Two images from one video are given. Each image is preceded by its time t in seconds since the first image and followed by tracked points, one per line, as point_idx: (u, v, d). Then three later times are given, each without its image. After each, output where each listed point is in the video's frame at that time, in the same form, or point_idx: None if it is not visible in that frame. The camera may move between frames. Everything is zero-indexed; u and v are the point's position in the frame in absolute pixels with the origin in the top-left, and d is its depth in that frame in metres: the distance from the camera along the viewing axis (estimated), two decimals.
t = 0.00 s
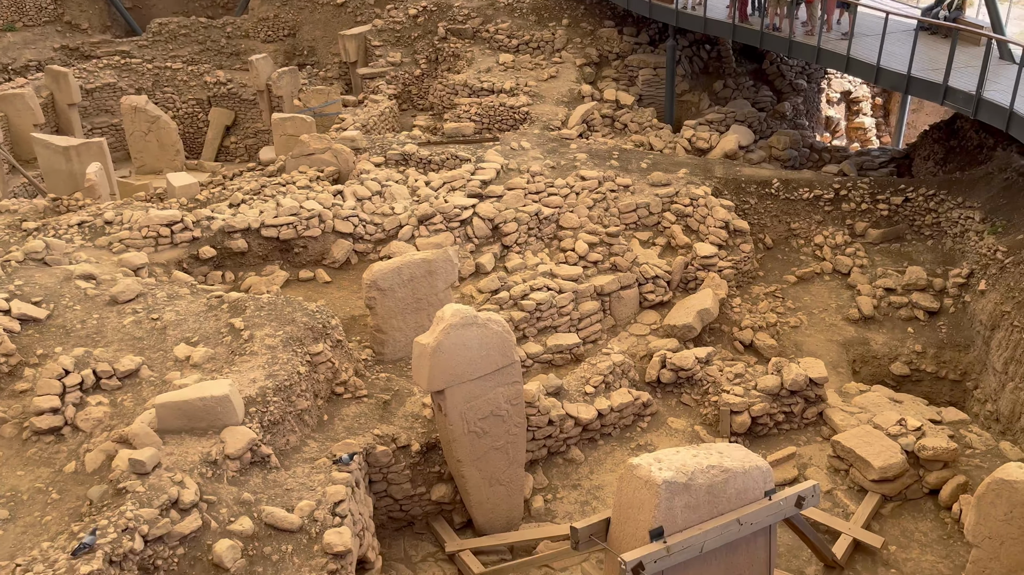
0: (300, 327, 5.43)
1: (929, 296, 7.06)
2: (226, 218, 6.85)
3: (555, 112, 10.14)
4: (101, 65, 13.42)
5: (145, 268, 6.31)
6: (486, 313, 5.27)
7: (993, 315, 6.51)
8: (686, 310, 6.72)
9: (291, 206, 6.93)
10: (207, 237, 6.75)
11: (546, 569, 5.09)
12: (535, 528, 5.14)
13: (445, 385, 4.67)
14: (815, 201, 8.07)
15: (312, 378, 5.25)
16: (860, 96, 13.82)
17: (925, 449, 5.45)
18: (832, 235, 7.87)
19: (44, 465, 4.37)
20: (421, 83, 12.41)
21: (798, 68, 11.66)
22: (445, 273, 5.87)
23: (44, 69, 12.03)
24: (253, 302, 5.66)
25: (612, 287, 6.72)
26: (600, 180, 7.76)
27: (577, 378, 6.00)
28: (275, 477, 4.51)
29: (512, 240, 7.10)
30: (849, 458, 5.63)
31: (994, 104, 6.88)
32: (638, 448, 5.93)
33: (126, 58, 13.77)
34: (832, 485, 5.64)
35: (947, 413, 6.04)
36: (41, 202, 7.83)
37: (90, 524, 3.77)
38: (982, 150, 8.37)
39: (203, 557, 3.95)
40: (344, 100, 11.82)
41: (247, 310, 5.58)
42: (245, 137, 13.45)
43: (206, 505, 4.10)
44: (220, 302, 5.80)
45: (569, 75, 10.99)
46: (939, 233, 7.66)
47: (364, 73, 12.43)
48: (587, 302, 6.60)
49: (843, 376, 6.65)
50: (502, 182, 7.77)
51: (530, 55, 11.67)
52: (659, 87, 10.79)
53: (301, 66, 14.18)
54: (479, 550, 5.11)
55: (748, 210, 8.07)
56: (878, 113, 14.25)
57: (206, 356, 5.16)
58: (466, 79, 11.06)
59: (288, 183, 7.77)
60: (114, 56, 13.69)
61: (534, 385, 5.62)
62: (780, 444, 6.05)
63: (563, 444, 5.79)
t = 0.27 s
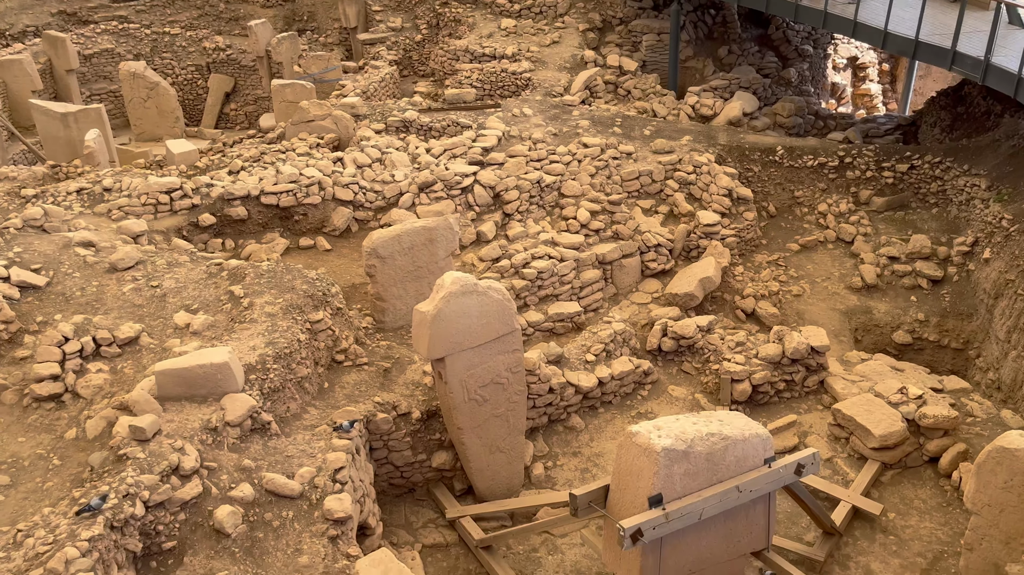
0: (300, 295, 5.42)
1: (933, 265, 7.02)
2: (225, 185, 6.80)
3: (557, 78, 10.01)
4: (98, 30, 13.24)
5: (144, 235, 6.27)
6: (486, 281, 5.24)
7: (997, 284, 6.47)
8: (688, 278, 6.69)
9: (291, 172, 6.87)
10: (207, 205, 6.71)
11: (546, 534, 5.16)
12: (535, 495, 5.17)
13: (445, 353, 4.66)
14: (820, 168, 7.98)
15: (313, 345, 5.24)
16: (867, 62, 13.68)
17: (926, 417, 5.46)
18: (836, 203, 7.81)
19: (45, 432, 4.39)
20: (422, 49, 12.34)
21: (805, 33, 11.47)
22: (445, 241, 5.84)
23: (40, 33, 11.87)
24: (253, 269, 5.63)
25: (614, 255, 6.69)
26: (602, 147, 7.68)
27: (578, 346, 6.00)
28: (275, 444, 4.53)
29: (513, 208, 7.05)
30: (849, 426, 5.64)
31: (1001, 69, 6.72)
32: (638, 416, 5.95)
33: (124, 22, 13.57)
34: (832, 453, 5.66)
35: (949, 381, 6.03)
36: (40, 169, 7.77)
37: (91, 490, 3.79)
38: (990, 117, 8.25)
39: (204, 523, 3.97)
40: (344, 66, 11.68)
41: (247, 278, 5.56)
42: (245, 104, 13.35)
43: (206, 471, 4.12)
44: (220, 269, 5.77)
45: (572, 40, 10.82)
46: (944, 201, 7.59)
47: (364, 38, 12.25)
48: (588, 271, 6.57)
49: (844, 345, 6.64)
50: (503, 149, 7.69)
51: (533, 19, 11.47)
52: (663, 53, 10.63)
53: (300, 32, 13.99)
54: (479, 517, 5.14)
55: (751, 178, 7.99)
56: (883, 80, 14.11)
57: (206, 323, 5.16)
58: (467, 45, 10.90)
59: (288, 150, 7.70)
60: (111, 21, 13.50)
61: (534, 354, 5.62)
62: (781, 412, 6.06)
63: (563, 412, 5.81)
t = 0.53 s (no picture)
0: (310, 269, 5.42)
1: (948, 241, 6.94)
2: (235, 158, 6.78)
3: (569, 51, 9.89)
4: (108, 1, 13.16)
5: (155, 208, 6.28)
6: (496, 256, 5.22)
7: (1013, 261, 6.39)
8: (699, 254, 6.65)
9: (301, 146, 6.85)
10: (217, 178, 6.70)
11: (554, 508, 5.20)
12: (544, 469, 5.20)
13: (454, 328, 4.66)
14: (835, 143, 7.88)
15: (323, 319, 5.26)
16: (884, 35, 13.44)
17: (937, 394, 5.42)
18: (850, 179, 7.71)
19: (57, 403, 4.43)
20: (433, 21, 12.08)
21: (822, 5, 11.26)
22: (455, 215, 5.82)
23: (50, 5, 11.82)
24: (263, 242, 5.64)
25: (625, 231, 6.65)
26: (614, 120, 7.60)
27: (588, 321, 5.99)
28: (285, 417, 4.56)
29: (524, 182, 7.00)
30: (860, 403, 5.62)
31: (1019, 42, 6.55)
32: (648, 391, 5.95)
33: None
34: (842, 430, 5.65)
35: (961, 359, 5.98)
36: (52, 141, 7.78)
37: (103, 461, 3.82)
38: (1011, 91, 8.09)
39: (215, 494, 4.01)
40: (355, 39, 11.57)
41: (257, 251, 5.57)
42: (256, 77, 13.30)
43: (216, 443, 4.15)
44: (230, 243, 5.78)
45: (585, 12, 10.68)
46: (961, 176, 7.48)
47: (375, 10, 12.14)
48: (599, 246, 6.54)
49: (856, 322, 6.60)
50: (514, 123, 7.63)
51: None
52: (677, 25, 10.48)
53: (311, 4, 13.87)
54: (488, 490, 5.16)
55: (765, 153, 7.90)
56: (901, 52, 13.87)
57: (216, 297, 5.17)
58: (479, 17, 10.77)
59: (298, 123, 7.67)
60: None
61: (544, 328, 5.61)
62: (791, 388, 6.04)
63: (573, 387, 5.81)
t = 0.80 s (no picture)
0: (328, 250, 5.44)
1: (972, 227, 6.83)
2: (255, 138, 6.79)
3: (590, 32, 9.80)
4: None
5: (175, 188, 6.31)
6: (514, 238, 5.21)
7: None
8: (719, 238, 6.59)
9: (320, 126, 6.85)
10: (236, 158, 6.72)
11: (570, 490, 5.22)
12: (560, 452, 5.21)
13: (472, 310, 4.66)
14: (858, 126, 7.76)
15: (341, 300, 5.28)
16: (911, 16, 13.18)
17: (959, 381, 5.36)
18: (873, 162, 7.60)
19: (79, 380, 4.49)
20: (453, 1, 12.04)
21: None
22: (473, 197, 5.81)
23: None
24: (282, 223, 5.66)
25: (644, 214, 6.60)
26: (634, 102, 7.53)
27: (605, 305, 5.97)
28: (303, 397, 4.59)
29: (543, 164, 6.97)
30: (880, 389, 5.57)
31: None
32: (665, 375, 5.93)
33: None
34: (861, 416, 5.60)
35: (984, 346, 5.90)
36: (73, 121, 7.82)
37: (124, 438, 3.87)
38: None
39: (234, 472, 4.05)
40: (374, 20, 11.53)
41: (276, 232, 5.59)
42: (275, 58, 13.30)
43: (235, 422, 4.19)
44: (249, 223, 5.81)
45: None
46: (987, 161, 7.35)
47: None
48: (617, 229, 6.50)
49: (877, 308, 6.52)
50: (533, 104, 7.57)
51: None
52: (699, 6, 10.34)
53: None
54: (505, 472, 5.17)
55: (787, 136, 7.80)
56: (929, 34, 13.59)
57: (235, 276, 5.21)
58: None
59: (317, 104, 7.67)
60: None
61: (561, 311, 5.61)
62: (810, 374, 6.00)
63: (589, 370, 5.81)
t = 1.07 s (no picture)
0: (352, 237, 5.47)
1: (1003, 218, 6.70)
2: (280, 125, 6.84)
3: (615, 19, 9.72)
4: None
5: (202, 174, 6.38)
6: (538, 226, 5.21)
7: None
8: (744, 227, 6.54)
9: (344, 114, 6.87)
10: (262, 145, 6.77)
11: (591, 478, 5.23)
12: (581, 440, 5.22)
13: (495, 298, 4.67)
14: (888, 115, 7.63)
15: (365, 287, 5.32)
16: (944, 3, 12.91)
17: (987, 374, 5.28)
18: (903, 152, 7.48)
19: (108, 363, 4.58)
20: None
21: None
22: (496, 185, 5.80)
23: None
24: (307, 210, 5.70)
25: (668, 203, 6.56)
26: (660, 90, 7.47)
27: (628, 294, 5.95)
28: (327, 382, 4.63)
29: (567, 153, 6.94)
30: (906, 381, 5.51)
31: None
32: (688, 365, 5.91)
33: None
34: (886, 409, 5.55)
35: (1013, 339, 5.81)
36: (103, 107, 7.92)
37: (152, 420, 3.94)
38: None
39: (259, 456, 4.11)
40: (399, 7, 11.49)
41: (301, 218, 5.63)
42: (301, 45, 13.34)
43: (260, 406, 4.25)
44: (275, 210, 5.86)
45: None
46: (1020, 151, 7.20)
47: None
48: (641, 218, 6.47)
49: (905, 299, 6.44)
50: (558, 92, 7.54)
51: None
52: None
53: None
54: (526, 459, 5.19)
55: (815, 124, 7.70)
56: (962, 22, 13.29)
57: (261, 262, 5.26)
58: None
59: (342, 91, 7.69)
60: None
61: (584, 300, 5.60)
62: (835, 365, 5.94)
63: (612, 359, 5.80)
